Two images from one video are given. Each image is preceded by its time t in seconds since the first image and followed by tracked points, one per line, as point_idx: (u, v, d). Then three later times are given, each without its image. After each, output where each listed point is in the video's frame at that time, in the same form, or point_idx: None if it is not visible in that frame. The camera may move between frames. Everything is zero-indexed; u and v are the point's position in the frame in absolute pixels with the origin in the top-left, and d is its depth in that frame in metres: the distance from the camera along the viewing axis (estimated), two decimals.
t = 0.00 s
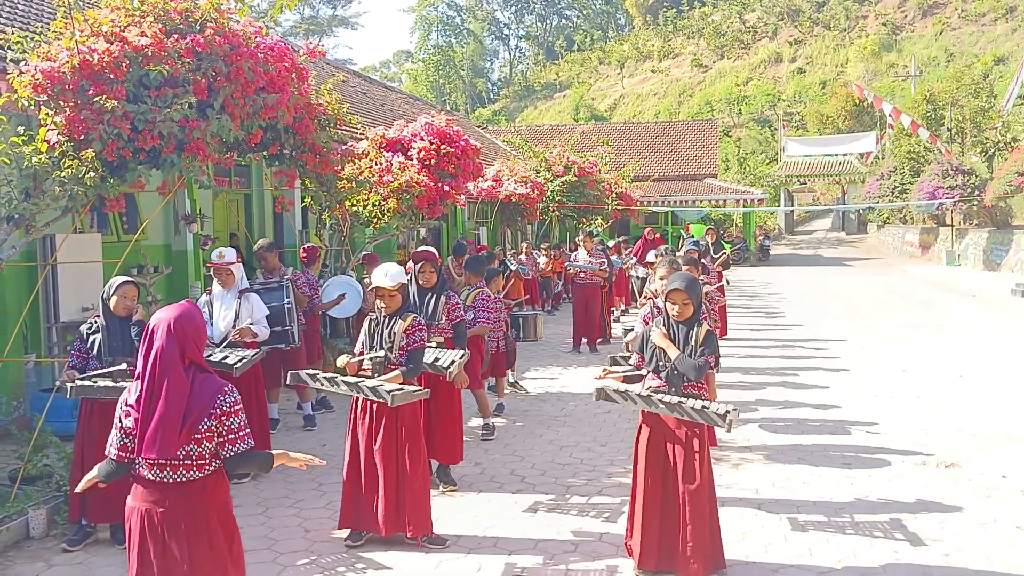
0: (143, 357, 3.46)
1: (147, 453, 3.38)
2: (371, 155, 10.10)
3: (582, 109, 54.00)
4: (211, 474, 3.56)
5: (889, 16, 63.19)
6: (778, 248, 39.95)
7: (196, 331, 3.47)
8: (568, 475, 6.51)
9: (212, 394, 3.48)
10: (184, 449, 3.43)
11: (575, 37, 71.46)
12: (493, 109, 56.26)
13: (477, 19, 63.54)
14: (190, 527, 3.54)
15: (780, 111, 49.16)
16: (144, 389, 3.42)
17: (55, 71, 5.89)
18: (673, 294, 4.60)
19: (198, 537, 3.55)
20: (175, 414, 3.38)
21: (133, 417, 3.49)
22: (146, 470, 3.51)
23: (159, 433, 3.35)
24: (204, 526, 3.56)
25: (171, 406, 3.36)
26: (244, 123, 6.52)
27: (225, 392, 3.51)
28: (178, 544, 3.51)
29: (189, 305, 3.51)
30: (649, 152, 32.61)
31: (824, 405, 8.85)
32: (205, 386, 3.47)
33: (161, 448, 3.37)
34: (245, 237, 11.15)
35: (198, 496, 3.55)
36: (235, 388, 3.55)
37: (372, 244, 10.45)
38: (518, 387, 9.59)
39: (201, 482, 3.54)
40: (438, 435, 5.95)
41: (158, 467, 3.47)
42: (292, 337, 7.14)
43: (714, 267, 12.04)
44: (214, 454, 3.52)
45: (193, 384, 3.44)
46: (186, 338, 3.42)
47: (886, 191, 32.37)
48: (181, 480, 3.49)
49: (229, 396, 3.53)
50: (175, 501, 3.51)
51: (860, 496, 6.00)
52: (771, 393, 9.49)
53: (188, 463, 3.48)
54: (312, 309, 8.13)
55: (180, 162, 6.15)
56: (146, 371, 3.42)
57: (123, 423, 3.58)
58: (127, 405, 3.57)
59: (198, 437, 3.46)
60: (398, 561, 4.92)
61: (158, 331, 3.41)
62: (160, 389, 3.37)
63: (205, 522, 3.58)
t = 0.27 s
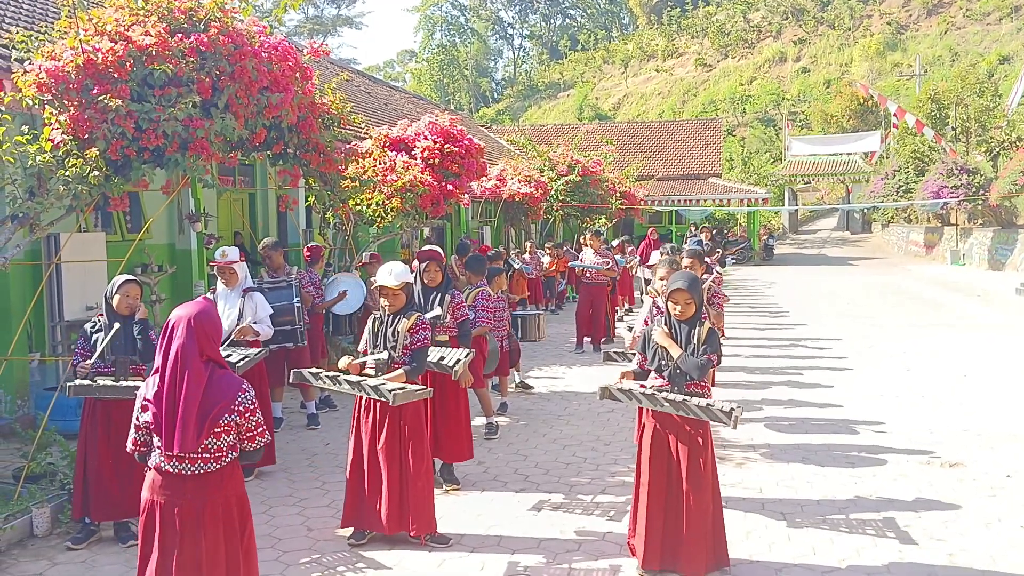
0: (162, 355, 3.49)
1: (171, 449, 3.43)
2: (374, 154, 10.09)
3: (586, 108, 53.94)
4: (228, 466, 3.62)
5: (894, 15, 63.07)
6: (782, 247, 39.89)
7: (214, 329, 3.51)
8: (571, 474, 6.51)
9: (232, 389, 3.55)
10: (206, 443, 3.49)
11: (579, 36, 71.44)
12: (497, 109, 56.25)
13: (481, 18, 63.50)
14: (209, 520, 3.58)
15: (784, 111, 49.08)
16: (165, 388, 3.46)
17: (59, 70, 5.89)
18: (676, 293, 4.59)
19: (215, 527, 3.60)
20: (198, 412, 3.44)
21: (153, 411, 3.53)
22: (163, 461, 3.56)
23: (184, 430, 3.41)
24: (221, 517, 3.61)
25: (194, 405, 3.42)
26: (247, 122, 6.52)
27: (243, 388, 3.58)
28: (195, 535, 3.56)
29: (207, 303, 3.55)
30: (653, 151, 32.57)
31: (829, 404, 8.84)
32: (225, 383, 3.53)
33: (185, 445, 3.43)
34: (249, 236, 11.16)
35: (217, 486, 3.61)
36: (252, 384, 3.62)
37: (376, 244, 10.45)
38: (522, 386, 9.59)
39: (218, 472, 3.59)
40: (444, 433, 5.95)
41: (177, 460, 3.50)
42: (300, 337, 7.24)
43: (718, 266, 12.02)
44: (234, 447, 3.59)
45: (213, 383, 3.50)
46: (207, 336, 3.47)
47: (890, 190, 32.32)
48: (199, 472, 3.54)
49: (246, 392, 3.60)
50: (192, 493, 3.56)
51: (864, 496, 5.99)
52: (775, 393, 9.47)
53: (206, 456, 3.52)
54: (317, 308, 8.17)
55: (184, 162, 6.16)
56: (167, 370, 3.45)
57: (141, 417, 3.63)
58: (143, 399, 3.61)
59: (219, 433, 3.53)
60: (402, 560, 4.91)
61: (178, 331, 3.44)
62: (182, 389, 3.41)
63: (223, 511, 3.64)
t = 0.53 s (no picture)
0: (171, 353, 3.50)
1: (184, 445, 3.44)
2: (377, 155, 10.11)
3: (589, 109, 53.96)
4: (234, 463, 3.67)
5: (897, 16, 63.03)
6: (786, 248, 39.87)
7: (223, 328, 3.56)
8: (573, 475, 6.51)
9: (241, 388, 3.60)
10: (217, 440, 3.54)
11: (583, 37, 71.50)
12: (500, 110, 56.30)
13: (485, 19, 63.58)
14: (223, 517, 3.67)
15: (787, 111, 49.06)
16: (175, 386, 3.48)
17: (63, 72, 5.91)
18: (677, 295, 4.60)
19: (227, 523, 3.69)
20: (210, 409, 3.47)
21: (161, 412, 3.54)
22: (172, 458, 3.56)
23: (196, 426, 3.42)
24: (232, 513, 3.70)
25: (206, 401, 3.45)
26: (250, 123, 6.54)
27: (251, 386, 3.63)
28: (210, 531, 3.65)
29: (215, 304, 3.59)
30: (656, 152, 32.57)
31: (831, 405, 8.83)
32: (234, 381, 3.58)
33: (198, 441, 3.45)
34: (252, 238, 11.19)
35: (227, 484, 3.66)
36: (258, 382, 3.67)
37: (379, 245, 10.47)
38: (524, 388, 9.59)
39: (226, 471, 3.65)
40: (445, 435, 5.95)
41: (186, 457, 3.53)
42: (304, 338, 7.32)
43: (721, 267, 12.03)
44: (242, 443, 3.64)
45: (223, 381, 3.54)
46: (217, 335, 3.51)
47: (893, 190, 32.30)
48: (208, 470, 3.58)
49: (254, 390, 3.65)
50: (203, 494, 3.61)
51: (865, 496, 5.99)
52: (778, 394, 9.46)
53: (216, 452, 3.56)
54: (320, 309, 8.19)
55: (187, 163, 6.18)
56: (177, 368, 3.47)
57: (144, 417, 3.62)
58: (150, 399, 3.61)
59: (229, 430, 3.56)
60: (403, 561, 4.92)
61: (189, 330, 3.47)
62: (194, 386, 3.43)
63: (233, 506, 3.71)
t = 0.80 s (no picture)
0: (153, 356, 3.46)
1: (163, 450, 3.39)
2: (378, 156, 10.11)
3: (590, 109, 53.95)
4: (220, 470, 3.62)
5: (898, 16, 63.02)
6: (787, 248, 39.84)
7: (208, 330, 3.52)
8: (573, 476, 6.51)
9: (222, 393, 3.54)
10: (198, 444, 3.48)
11: (583, 37, 71.53)
12: (501, 110, 56.30)
13: (485, 20, 63.59)
14: (210, 526, 3.62)
15: (788, 111, 49.05)
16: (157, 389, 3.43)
17: (63, 72, 5.91)
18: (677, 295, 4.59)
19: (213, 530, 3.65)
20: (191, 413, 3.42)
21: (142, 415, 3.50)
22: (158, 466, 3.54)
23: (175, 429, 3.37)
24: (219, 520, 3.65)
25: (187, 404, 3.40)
26: (250, 123, 6.54)
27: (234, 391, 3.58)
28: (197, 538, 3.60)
29: (201, 306, 3.55)
30: (657, 152, 32.57)
31: (832, 405, 8.82)
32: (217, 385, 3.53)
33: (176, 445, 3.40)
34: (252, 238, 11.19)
35: (213, 491, 3.61)
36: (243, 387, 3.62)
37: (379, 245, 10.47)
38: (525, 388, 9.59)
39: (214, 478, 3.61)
40: (445, 436, 5.95)
41: (169, 464, 3.52)
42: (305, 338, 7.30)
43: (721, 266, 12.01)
44: (226, 450, 3.59)
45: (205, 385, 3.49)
46: (200, 337, 3.47)
47: (894, 191, 32.29)
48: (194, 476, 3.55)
49: (238, 395, 3.60)
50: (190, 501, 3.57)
51: (866, 497, 5.98)
52: (778, 394, 9.45)
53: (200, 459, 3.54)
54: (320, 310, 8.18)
55: (187, 164, 6.18)
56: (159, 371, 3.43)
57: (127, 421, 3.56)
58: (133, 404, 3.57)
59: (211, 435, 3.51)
60: (403, 562, 4.92)
61: (172, 331, 3.44)
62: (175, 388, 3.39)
63: (220, 514, 3.67)
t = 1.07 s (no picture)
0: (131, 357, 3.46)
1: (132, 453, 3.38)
2: (378, 156, 10.13)
3: (590, 110, 53.93)
4: (198, 476, 3.57)
5: (898, 16, 63.02)
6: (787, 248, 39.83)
7: (186, 333, 3.47)
8: (572, 476, 6.51)
9: (197, 396, 3.49)
10: (170, 449, 3.44)
11: (583, 38, 71.53)
12: (501, 110, 56.28)
13: (485, 20, 63.59)
14: (181, 530, 3.56)
15: (788, 112, 49.03)
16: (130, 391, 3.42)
17: (63, 73, 5.90)
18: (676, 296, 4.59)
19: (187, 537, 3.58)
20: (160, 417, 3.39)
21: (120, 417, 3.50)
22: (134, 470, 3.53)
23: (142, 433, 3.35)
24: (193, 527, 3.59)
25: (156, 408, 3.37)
26: (250, 124, 6.55)
27: (211, 395, 3.52)
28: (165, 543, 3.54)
29: (181, 308, 3.51)
30: (657, 152, 32.56)
31: (832, 406, 8.83)
32: (193, 389, 3.48)
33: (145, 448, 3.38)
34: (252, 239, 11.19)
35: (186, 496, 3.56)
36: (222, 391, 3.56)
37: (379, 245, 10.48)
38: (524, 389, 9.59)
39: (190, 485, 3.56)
40: (444, 436, 5.95)
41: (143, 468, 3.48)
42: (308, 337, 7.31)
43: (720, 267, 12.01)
44: (202, 457, 3.54)
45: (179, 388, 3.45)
46: (175, 340, 3.42)
47: (894, 191, 32.29)
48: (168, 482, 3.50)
49: (216, 400, 3.54)
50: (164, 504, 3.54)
51: (865, 497, 5.98)
52: (778, 394, 9.46)
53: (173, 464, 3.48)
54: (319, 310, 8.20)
55: (188, 164, 6.19)
56: (133, 372, 3.41)
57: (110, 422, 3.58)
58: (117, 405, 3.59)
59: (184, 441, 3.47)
60: (402, 562, 4.93)
61: (146, 333, 3.41)
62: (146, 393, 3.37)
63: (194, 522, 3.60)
